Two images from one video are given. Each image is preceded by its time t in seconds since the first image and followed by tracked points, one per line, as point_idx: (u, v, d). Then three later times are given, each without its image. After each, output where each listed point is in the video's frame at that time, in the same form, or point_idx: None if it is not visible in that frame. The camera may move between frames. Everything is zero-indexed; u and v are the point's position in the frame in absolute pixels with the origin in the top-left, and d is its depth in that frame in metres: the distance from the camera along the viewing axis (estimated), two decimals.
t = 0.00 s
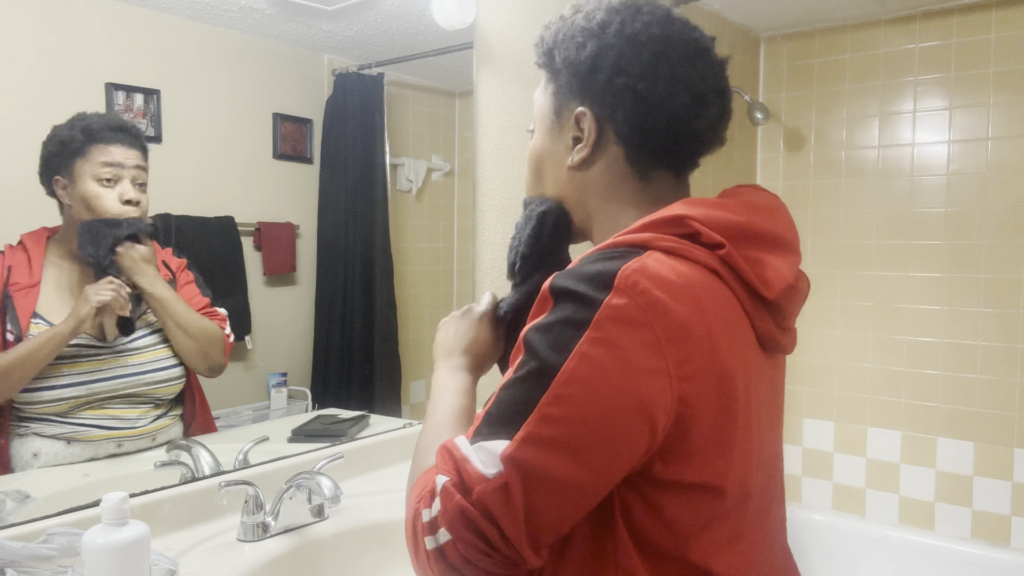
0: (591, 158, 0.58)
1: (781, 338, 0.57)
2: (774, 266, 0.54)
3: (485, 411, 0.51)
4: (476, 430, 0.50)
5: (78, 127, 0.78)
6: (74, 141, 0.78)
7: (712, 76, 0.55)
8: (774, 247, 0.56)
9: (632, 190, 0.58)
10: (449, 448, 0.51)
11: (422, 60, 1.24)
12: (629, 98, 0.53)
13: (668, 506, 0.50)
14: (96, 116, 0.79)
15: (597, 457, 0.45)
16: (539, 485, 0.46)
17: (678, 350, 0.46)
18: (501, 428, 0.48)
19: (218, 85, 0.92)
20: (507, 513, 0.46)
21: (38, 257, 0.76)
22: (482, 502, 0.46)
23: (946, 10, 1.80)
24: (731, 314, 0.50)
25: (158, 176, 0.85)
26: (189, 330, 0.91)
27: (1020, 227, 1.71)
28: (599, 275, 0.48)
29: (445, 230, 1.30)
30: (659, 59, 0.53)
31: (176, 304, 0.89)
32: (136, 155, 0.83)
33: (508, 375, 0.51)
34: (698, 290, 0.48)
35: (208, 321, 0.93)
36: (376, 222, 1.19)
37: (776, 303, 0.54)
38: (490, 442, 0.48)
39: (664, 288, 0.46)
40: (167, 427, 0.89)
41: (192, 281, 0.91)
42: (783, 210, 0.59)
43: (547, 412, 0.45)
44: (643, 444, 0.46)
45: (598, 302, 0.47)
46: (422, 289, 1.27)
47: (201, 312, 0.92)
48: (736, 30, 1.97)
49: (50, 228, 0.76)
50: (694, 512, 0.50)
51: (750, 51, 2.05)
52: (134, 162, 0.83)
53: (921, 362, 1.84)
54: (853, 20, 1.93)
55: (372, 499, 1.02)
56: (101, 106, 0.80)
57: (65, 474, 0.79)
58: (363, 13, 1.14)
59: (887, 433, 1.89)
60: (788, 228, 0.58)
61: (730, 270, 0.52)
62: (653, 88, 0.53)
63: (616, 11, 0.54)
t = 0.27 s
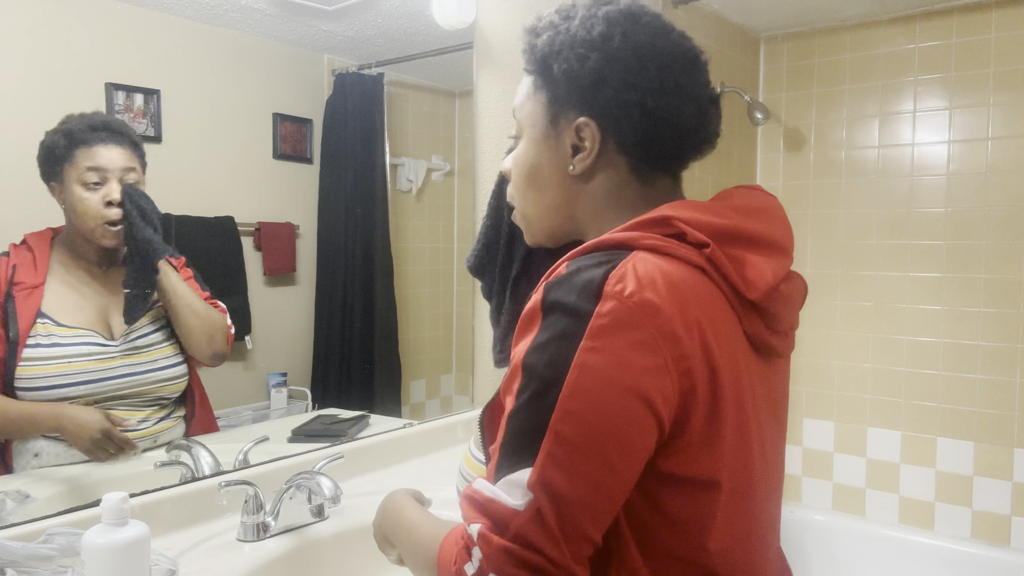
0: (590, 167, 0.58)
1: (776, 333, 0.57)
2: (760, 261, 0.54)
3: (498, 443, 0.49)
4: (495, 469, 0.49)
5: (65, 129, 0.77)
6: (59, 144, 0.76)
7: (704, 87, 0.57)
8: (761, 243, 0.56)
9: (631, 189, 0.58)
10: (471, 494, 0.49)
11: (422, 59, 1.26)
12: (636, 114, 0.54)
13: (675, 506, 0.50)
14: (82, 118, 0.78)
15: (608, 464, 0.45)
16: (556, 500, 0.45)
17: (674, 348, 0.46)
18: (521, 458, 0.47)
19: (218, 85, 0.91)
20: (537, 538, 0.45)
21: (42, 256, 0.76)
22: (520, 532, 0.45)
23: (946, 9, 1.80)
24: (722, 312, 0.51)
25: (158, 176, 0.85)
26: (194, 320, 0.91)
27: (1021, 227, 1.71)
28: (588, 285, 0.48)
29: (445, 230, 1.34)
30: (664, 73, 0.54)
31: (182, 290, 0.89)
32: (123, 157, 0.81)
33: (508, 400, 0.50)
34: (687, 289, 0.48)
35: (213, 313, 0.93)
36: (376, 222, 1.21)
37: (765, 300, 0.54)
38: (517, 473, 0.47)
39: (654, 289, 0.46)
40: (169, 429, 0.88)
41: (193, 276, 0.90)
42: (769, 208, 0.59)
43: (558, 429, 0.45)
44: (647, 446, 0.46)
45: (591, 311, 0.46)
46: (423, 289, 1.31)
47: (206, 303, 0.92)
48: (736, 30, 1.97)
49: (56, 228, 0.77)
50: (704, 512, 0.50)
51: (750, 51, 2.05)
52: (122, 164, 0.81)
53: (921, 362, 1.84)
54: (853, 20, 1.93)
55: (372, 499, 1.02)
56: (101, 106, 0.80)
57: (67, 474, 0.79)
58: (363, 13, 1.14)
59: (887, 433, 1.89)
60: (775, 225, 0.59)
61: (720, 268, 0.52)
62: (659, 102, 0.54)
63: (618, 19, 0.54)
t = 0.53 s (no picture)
0: (587, 164, 0.58)
1: (772, 329, 0.57)
2: (755, 257, 0.55)
3: (501, 442, 0.49)
4: (499, 469, 0.48)
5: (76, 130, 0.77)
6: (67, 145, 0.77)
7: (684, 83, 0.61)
8: (756, 239, 0.56)
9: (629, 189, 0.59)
10: (476, 496, 0.49)
11: (422, 60, 1.26)
12: (631, 97, 0.56)
13: (676, 501, 0.50)
14: (94, 122, 0.79)
15: (612, 461, 0.45)
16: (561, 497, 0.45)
17: (674, 343, 0.46)
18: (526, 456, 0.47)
19: (218, 85, 0.91)
20: (545, 537, 0.45)
21: (40, 255, 0.76)
22: (529, 533, 0.46)
23: (945, 10, 1.80)
24: (719, 306, 0.51)
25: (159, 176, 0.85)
26: (201, 322, 0.91)
27: (1020, 227, 1.71)
28: (587, 281, 0.47)
29: (445, 230, 1.35)
30: (650, 64, 0.57)
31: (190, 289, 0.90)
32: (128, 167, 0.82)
33: (508, 399, 0.49)
34: (686, 284, 0.48)
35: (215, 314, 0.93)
36: (376, 223, 1.21)
37: (762, 296, 0.54)
38: (524, 473, 0.47)
39: (652, 284, 0.46)
40: (169, 430, 0.88)
41: (194, 277, 0.90)
42: (764, 205, 0.59)
43: (563, 427, 0.45)
44: (649, 441, 0.46)
45: (591, 308, 0.46)
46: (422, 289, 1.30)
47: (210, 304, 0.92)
48: (736, 30, 1.97)
49: (56, 229, 0.77)
50: (706, 507, 0.50)
51: (750, 52, 2.05)
52: (126, 174, 0.82)
53: (922, 362, 1.84)
54: (853, 20, 1.93)
55: (372, 499, 1.02)
56: (101, 106, 0.80)
57: (66, 473, 0.79)
58: (363, 13, 1.14)
59: (887, 433, 1.89)
60: (769, 222, 0.59)
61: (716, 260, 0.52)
62: (650, 88, 0.57)
63: (600, 21, 0.57)
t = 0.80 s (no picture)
0: (582, 158, 0.58)
1: (776, 332, 0.57)
2: (761, 260, 0.55)
3: (507, 449, 0.49)
4: (506, 476, 0.49)
5: (92, 133, 0.78)
6: (81, 147, 0.78)
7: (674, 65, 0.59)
8: (762, 242, 0.56)
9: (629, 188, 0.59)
10: (482, 503, 0.49)
11: (422, 59, 1.26)
12: (616, 85, 0.56)
13: (681, 506, 0.50)
14: (112, 128, 0.80)
15: (620, 468, 0.45)
16: (570, 505, 0.45)
17: (682, 349, 0.46)
18: (535, 466, 0.47)
19: (218, 85, 0.91)
20: (553, 545, 0.46)
21: (37, 256, 0.76)
22: (537, 541, 0.46)
23: (946, 9, 1.80)
24: (726, 310, 0.51)
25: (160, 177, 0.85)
26: (197, 324, 0.91)
27: (1020, 227, 1.71)
28: (593, 285, 0.47)
29: (445, 230, 1.35)
30: (633, 49, 0.56)
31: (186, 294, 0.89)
32: (140, 176, 0.83)
33: (513, 406, 0.50)
34: (693, 288, 0.48)
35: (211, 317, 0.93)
36: (376, 222, 1.21)
37: (767, 299, 0.54)
38: (530, 481, 0.47)
39: (660, 288, 0.46)
40: (168, 430, 0.88)
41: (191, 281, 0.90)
42: (768, 207, 0.59)
43: (571, 434, 0.45)
44: (657, 447, 0.46)
45: (597, 313, 0.46)
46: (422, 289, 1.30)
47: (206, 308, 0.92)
48: (736, 30, 1.97)
49: (52, 229, 0.77)
50: (711, 511, 0.50)
51: (750, 51, 2.05)
52: (138, 184, 0.83)
53: (922, 362, 1.84)
54: (853, 20, 1.93)
55: (372, 499, 1.02)
56: (101, 106, 0.80)
57: (65, 474, 0.79)
58: (364, 13, 1.14)
59: (887, 433, 1.89)
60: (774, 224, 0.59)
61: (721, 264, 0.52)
62: (636, 73, 0.56)
63: (578, 19, 0.58)
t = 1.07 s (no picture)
0: (568, 162, 0.59)
1: (776, 334, 0.57)
2: (761, 262, 0.55)
3: (506, 453, 0.49)
4: (504, 480, 0.48)
5: (118, 146, 0.81)
6: (108, 159, 0.80)
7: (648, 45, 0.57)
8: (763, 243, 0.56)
9: (629, 188, 0.58)
10: (481, 507, 0.49)
11: (422, 60, 1.27)
12: (578, 84, 0.56)
13: (680, 509, 0.50)
14: (138, 142, 0.83)
15: (619, 472, 0.45)
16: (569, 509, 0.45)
17: (682, 352, 0.46)
18: (535, 469, 0.47)
19: (217, 85, 0.91)
20: (552, 549, 0.46)
21: (35, 257, 0.76)
22: (536, 545, 0.46)
23: (946, 10, 1.80)
24: (725, 313, 0.51)
25: (160, 177, 0.85)
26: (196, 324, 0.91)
27: (1020, 226, 1.71)
28: (592, 288, 0.47)
29: (445, 230, 1.35)
30: (593, 44, 0.56)
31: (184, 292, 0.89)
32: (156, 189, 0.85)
33: (512, 409, 0.50)
34: (693, 290, 0.48)
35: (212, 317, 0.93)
36: (376, 222, 1.21)
37: (767, 301, 0.54)
38: (530, 485, 0.47)
39: (660, 291, 0.46)
40: (168, 429, 0.88)
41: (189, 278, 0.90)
42: (769, 208, 0.59)
43: (571, 439, 0.45)
44: (656, 451, 0.46)
45: (596, 316, 0.46)
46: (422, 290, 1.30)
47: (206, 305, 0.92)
48: (736, 30, 1.97)
49: (51, 229, 0.77)
50: (710, 515, 0.50)
51: (751, 52, 2.05)
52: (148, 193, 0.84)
53: (921, 362, 1.84)
54: (853, 20, 1.93)
55: (372, 499, 1.02)
56: (101, 106, 0.80)
57: (64, 474, 0.79)
58: (364, 13, 1.14)
59: (887, 433, 1.89)
60: (775, 225, 0.59)
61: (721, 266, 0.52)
62: (596, 66, 0.55)
63: (546, 32, 0.59)
